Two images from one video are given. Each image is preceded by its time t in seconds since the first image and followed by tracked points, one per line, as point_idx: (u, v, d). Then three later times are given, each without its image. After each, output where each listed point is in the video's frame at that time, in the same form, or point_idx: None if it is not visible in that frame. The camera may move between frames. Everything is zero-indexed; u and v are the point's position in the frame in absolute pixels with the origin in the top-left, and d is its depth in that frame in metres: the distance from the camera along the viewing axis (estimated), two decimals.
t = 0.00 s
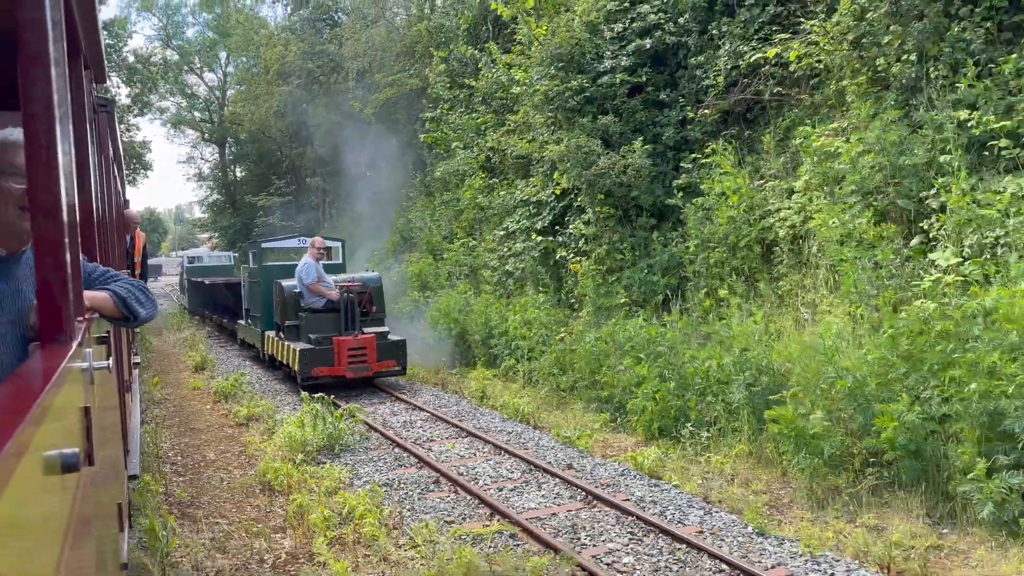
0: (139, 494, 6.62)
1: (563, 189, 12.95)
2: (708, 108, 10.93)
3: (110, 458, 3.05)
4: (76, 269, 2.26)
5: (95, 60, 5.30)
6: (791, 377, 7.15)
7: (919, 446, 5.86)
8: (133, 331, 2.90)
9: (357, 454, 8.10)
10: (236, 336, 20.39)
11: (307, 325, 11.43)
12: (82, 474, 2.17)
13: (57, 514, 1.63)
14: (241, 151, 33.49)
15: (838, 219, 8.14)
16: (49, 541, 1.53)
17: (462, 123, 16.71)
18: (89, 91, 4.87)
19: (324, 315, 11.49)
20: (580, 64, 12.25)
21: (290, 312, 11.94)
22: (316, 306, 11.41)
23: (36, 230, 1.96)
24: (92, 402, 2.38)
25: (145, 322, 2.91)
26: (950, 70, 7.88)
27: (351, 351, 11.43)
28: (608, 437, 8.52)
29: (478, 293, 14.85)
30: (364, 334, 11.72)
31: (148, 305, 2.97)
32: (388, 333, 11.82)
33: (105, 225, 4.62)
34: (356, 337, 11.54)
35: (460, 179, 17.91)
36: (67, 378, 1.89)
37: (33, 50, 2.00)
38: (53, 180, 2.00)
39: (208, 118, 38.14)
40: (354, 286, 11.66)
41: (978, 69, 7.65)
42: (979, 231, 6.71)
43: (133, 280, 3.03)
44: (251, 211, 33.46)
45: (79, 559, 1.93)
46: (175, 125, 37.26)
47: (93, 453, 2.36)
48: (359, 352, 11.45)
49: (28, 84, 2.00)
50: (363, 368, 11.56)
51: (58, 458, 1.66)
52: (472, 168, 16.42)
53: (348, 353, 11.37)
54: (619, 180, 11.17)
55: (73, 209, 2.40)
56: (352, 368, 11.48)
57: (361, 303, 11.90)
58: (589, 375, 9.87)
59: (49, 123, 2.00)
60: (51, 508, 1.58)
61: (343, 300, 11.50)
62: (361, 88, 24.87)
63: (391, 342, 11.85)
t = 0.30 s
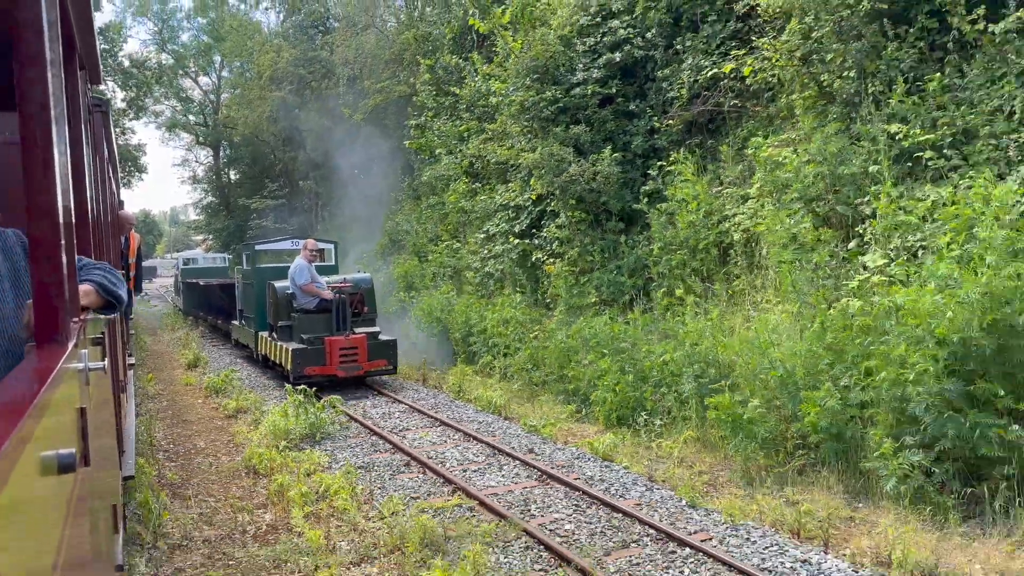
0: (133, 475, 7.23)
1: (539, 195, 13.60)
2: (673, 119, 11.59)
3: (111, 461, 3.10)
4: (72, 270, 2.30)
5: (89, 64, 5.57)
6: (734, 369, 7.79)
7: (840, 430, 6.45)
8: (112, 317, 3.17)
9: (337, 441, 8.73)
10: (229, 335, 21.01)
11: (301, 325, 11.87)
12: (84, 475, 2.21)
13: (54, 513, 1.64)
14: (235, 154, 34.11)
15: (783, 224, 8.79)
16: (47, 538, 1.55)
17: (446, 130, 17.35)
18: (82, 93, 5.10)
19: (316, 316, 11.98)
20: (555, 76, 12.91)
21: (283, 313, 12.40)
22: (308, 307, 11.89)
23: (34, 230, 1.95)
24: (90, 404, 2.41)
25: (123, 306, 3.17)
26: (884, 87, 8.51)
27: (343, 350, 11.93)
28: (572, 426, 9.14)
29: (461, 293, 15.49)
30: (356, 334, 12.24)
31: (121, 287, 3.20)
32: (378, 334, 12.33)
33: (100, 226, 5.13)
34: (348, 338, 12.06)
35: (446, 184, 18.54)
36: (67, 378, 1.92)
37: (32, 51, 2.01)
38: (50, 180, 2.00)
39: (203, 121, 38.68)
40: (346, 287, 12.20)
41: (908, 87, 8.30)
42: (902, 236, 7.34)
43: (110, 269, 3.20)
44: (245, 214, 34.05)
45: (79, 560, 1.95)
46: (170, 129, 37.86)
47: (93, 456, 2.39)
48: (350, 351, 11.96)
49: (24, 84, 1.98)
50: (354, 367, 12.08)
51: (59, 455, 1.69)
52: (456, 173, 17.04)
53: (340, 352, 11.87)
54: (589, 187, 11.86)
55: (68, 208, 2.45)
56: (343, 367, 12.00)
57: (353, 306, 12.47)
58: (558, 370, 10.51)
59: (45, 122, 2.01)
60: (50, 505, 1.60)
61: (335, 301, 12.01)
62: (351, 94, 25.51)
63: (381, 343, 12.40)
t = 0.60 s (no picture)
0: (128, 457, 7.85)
1: (517, 198, 14.24)
2: (641, 126, 12.25)
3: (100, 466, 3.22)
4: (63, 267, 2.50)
5: (82, 62, 5.80)
6: (685, 360, 8.43)
7: (773, 413, 7.10)
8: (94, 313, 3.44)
9: (318, 429, 9.38)
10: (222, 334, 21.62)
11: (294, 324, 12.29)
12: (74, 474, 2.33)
13: (47, 506, 1.76)
14: (229, 156, 34.68)
15: (734, 226, 9.44)
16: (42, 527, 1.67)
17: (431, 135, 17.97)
18: (75, 92, 5.31)
19: (308, 315, 12.41)
20: (531, 85, 13.57)
21: (275, 312, 12.79)
22: (299, 306, 12.34)
23: (29, 231, 2.15)
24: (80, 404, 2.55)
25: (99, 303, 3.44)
26: (827, 98, 9.17)
27: (334, 349, 12.27)
28: (540, 415, 9.78)
29: (444, 292, 16.13)
30: (347, 332, 12.56)
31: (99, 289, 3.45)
32: (369, 332, 12.64)
33: (95, 226, 5.61)
34: (338, 336, 12.39)
35: (431, 187, 19.17)
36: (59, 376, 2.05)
37: (25, 54, 2.27)
38: (43, 179, 2.19)
39: (197, 124, 39.24)
40: (337, 288, 12.62)
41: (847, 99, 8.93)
42: (836, 237, 7.97)
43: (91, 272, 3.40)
44: (239, 215, 34.62)
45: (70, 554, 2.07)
46: (165, 131, 38.44)
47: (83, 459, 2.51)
48: (341, 350, 12.31)
49: (16, 84, 2.22)
50: (345, 364, 12.41)
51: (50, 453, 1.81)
52: (440, 177, 17.64)
53: (332, 350, 12.22)
54: (562, 191, 12.53)
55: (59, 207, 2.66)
56: (335, 364, 12.32)
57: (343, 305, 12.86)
58: (530, 364, 11.15)
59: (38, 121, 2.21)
60: (44, 496, 1.72)
61: (326, 301, 12.40)
62: (341, 98, 26.12)
63: (372, 341, 12.68)
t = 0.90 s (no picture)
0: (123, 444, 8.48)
1: (496, 200, 14.90)
2: (611, 132, 12.89)
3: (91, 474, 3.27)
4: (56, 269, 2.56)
5: (73, 64, 5.89)
6: (641, 352, 9.09)
7: (715, 399, 7.75)
8: (87, 319, 3.53)
9: (301, 419, 10.03)
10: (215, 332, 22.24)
11: (285, 323, 12.65)
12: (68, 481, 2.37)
13: (43, 508, 1.80)
14: (222, 158, 35.23)
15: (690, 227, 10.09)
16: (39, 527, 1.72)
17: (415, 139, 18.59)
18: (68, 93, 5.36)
19: (299, 314, 12.80)
20: (507, 92, 14.20)
21: (268, 311, 13.22)
22: (291, 306, 12.72)
23: (16, 232, 2.16)
24: (73, 410, 2.60)
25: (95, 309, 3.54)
26: (775, 108, 9.81)
27: (325, 347, 12.64)
28: (511, 405, 10.43)
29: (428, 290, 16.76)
30: (338, 330, 12.95)
31: (93, 292, 3.56)
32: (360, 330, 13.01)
33: (89, 226, 6.03)
34: (330, 334, 12.82)
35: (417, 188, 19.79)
36: (54, 382, 2.10)
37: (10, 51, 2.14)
38: (32, 181, 2.20)
39: (191, 126, 39.77)
40: (327, 287, 13.00)
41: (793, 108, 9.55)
42: (778, 238, 8.61)
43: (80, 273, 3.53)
44: (232, 216, 35.17)
45: (64, 560, 2.10)
46: (159, 133, 38.97)
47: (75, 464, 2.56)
48: (332, 347, 12.68)
49: (8, 84, 2.12)
50: (336, 362, 12.76)
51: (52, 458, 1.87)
52: (424, 179, 18.22)
53: (323, 347, 12.59)
54: (536, 194, 13.18)
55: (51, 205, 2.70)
56: (326, 362, 12.68)
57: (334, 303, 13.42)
58: (505, 357, 11.80)
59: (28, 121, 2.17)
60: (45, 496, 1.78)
61: (317, 300, 12.83)
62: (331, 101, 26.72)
63: (363, 339, 13.11)
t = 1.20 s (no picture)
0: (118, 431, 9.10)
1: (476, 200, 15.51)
2: (583, 135, 13.50)
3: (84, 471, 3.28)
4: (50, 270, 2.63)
5: (66, 64, 5.88)
6: (604, 343, 9.73)
7: (667, 384, 8.39)
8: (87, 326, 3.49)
9: (286, 408, 10.69)
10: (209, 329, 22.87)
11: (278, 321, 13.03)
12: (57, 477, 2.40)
13: (32, 515, 1.83)
14: (215, 158, 35.74)
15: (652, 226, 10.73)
16: (24, 531, 1.72)
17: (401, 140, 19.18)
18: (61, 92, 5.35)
19: (292, 311, 13.24)
20: (486, 96, 14.81)
21: (260, 308, 13.71)
22: (284, 303, 13.15)
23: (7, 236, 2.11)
24: (66, 410, 2.64)
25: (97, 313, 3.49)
26: (730, 113, 10.44)
27: (318, 343, 13.09)
28: (485, 394, 11.07)
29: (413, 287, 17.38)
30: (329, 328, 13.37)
31: (97, 296, 3.62)
32: (351, 327, 13.42)
33: (84, 227, 6.39)
34: (323, 330, 13.24)
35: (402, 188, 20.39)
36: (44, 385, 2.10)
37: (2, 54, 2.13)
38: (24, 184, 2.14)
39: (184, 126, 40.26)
40: (318, 284, 13.39)
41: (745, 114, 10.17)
42: (728, 236, 9.25)
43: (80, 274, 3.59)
44: (225, 215, 35.69)
45: (53, 560, 2.12)
46: (152, 133, 39.47)
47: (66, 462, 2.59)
48: (324, 343, 13.11)
49: None
50: (328, 358, 13.25)
51: (38, 461, 1.86)
52: (409, 180, 18.80)
53: (315, 343, 13.03)
54: (512, 194, 13.80)
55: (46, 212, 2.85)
56: (319, 358, 13.15)
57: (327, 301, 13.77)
58: (481, 350, 12.43)
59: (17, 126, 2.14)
60: (27, 503, 1.78)
61: (309, 297, 13.26)
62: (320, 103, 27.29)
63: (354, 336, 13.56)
